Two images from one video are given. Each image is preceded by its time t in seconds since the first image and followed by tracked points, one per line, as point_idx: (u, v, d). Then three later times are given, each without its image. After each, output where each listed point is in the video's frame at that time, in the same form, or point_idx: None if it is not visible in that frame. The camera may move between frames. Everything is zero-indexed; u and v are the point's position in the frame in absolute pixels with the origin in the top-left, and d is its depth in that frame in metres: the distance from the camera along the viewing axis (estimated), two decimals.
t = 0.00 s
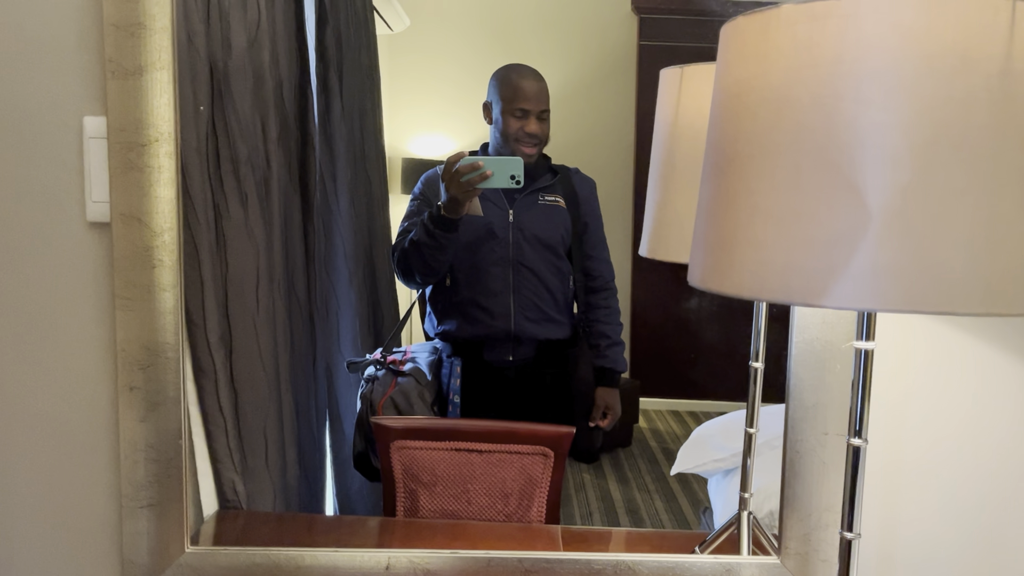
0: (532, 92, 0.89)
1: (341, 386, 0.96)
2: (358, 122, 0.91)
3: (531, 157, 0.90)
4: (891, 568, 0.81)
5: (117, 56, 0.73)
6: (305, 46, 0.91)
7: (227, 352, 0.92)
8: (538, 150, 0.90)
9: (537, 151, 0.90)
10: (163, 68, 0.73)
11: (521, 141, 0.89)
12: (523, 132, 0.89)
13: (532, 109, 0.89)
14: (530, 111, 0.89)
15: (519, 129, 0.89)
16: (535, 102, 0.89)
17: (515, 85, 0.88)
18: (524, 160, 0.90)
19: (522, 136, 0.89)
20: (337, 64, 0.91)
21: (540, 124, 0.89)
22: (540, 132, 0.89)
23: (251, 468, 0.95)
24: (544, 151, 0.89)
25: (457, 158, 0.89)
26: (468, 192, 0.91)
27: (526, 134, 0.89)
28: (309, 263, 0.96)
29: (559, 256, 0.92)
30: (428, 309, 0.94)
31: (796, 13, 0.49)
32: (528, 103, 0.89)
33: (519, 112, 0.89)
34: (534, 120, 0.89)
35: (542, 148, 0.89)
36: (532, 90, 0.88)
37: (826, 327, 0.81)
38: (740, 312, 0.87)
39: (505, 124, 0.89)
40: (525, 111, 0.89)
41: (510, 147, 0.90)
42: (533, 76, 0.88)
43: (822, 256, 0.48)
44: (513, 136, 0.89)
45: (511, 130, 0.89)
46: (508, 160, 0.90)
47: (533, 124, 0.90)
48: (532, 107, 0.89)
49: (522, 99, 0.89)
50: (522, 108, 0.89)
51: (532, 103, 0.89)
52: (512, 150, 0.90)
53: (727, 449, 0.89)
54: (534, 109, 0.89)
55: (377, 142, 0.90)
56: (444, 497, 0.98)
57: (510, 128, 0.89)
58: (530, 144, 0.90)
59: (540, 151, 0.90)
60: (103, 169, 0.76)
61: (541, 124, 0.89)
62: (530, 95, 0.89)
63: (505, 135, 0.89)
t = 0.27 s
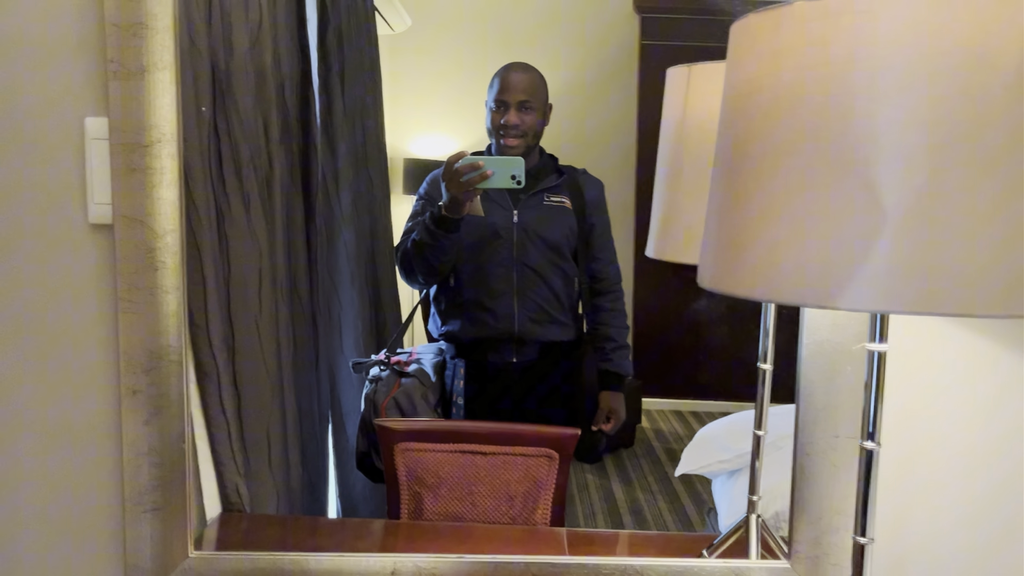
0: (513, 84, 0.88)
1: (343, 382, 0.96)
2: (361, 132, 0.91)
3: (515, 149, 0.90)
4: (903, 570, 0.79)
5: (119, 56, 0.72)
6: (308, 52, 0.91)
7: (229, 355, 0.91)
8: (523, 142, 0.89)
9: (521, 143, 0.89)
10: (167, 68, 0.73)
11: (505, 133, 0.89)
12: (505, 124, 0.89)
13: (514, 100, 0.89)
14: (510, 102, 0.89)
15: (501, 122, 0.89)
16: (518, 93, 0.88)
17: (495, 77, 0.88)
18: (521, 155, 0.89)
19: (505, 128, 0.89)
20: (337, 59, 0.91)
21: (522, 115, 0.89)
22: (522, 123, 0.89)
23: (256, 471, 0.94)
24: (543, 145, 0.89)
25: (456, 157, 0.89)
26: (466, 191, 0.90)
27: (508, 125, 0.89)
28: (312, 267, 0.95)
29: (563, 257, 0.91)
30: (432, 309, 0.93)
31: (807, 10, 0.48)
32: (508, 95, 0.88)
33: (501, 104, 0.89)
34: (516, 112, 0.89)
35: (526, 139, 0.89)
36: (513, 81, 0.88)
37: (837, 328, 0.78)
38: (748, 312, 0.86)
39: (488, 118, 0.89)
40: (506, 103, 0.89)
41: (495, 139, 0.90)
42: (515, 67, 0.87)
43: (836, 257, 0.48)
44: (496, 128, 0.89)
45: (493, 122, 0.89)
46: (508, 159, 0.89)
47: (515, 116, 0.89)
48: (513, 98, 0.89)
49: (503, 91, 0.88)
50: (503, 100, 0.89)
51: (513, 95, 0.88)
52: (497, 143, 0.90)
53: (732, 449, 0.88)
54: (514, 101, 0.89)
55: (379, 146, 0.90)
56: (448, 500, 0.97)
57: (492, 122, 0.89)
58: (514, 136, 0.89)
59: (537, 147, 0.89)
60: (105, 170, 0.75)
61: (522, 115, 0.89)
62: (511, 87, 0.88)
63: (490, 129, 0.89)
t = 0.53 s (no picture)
0: (521, 93, 0.88)
1: (352, 390, 0.94)
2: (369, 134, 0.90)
3: (526, 156, 0.89)
4: None
5: (130, 71, 0.72)
6: (315, 58, 0.89)
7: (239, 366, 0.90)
8: (533, 150, 0.89)
9: (531, 151, 0.89)
10: (178, 82, 0.73)
11: (515, 142, 0.89)
12: (514, 132, 0.89)
13: (523, 109, 0.88)
14: (520, 111, 0.88)
15: (510, 131, 0.89)
16: (527, 102, 0.88)
17: (504, 85, 0.87)
18: (530, 160, 0.89)
19: (514, 137, 0.89)
20: (346, 68, 0.89)
21: (531, 124, 0.89)
22: (531, 132, 0.89)
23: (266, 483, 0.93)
24: (552, 152, 0.89)
25: (461, 161, 0.89)
26: (471, 196, 0.90)
27: (518, 135, 0.89)
28: (321, 274, 0.93)
29: (573, 262, 0.91)
30: (440, 314, 0.92)
31: (828, 22, 0.48)
32: (518, 104, 0.88)
33: (510, 113, 0.88)
34: (525, 120, 0.89)
35: (536, 148, 0.89)
36: (521, 90, 0.88)
37: (854, 340, 0.77)
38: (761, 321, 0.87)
39: (498, 127, 0.89)
40: (515, 112, 0.88)
41: (505, 148, 0.89)
42: (523, 75, 0.87)
43: (858, 273, 0.47)
44: (506, 138, 0.89)
45: (502, 131, 0.89)
46: (514, 163, 0.89)
47: (524, 125, 0.89)
48: (522, 107, 0.88)
49: (512, 100, 0.88)
50: (512, 108, 0.88)
51: (522, 104, 0.88)
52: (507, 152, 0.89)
53: (742, 456, 0.90)
54: (523, 110, 0.88)
55: (386, 149, 0.89)
56: (459, 510, 0.96)
57: (502, 131, 0.89)
58: (524, 145, 0.89)
59: (547, 155, 0.89)
60: (117, 184, 0.75)
61: (531, 123, 0.89)
62: (520, 96, 0.88)
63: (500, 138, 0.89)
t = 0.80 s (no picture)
0: (529, 108, 0.90)
1: (360, 401, 0.97)
2: (377, 147, 0.92)
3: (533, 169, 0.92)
4: None
5: (145, 97, 0.74)
6: (324, 79, 0.93)
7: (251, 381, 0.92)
8: (541, 164, 0.92)
9: (539, 164, 0.91)
10: (191, 108, 0.74)
11: (524, 155, 0.91)
12: (522, 147, 0.91)
13: (530, 124, 0.90)
14: (527, 127, 0.90)
15: (518, 146, 0.91)
16: (534, 117, 0.90)
17: (511, 101, 0.90)
18: (538, 170, 0.92)
19: (522, 151, 0.91)
20: (354, 85, 0.92)
21: (538, 138, 0.91)
22: (538, 146, 0.91)
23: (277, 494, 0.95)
24: (561, 166, 0.91)
25: (470, 167, 0.90)
26: (480, 202, 0.92)
27: (526, 149, 0.91)
28: (330, 288, 0.96)
29: (578, 268, 0.94)
30: (448, 322, 0.95)
31: (822, 51, 0.49)
32: (525, 120, 0.90)
33: (517, 128, 0.91)
34: (532, 135, 0.91)
35: (543, 161, 0.91)
36: (528, 106, 0.90)
37: (854, 357, 0.78)
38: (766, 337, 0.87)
39: (506, 142, 0.91)
40: (522, 127, 0.90)
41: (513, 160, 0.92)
42: (530, 92, 0.89)
43: (853, 295, 0.48)
44: (514, 151, 0.91)
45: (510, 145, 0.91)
46: (522, 171, 0.92)
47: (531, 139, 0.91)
48: (529, 122, 0.90)
49: (520, 116, 0.90)
50: (519, 124, 0.90)
51: (529, 119, 0.90)
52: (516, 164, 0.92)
53: (750, 466, 0.89)
54: (530, 125, 0.90)
55: (394, 168, 0.91)
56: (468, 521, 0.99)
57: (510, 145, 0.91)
58: (531, 158, 0.92)
59: (555, 167, 0.91)
60: (133, 207, 0.77)
61: (539, 138, 0.91)
62: (527, 111, 0.90)
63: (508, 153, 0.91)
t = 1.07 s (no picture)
0: (536, 117, 0.90)
1: (372, 413, 0.98)
2: (387, 148, 0.92)
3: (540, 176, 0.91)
4: None
5: (164, 122, 0.75)
6: (335, 95, 0.94)
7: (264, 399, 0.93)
8: (549, 172, 0.91)
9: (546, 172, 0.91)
10: (209, 131, 0.75)
11: (531, 163, 0.91)
12: (529, 155, 0.91)
13: (537, 133, 0.90)
14: (534, 135, 0.90)
15: (525, 153, 0.91)
16: (541, 126, 0.90)
17: (519, 111, 0.89)
18: (546, 177, 0.91)
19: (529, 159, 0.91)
20: (364, 98, 0.93)
21: (545, 147, 0.90)
22: (545, 154, 0.91)
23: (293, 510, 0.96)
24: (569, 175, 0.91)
25: (478, 174, 0.90)
26: (489, 208, 0.92)
27: (533, 157, 0.91)
28: (342, 301, 0.98)
29: (588, 276, 0.92)
30: (459, 331, 0.95)
31: (839, 74, 0.49)
32: (533, 128, 0.90)
33: (525, 137, 0.90)
34: (539, 143, 0.91)
35: (551, 169, 0.91)
36: (536, 115, 0.90)
37: (871, 374, 0.77)
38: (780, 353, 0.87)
39: (514, 150, 0.91)
40: (529, 136, 0.90)
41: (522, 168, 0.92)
42: (537, 101, 0.89)
43: (873, 318, 0.48)
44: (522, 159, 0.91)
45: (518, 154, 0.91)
46: (530, 177, 0.91)
47: (539, 147, 0.91)
48: (536, 131, 0.90)
49: (528, 125, 0.90)
50: (527, 133, 0.90)
51: (536, 128, 0.90)
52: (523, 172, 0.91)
53: (764, 477, 0.90)
54: (537, 133, 0.90)
55: (404, 176, 0.92)
56: (482, 535, 0.99)
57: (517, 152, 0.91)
58: (538, 166, 0.91)
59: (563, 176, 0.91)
60: (152, 229, 0.77)
61: (546, 146, 0.90)
62: (534, 121, 0.90)
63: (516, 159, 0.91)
